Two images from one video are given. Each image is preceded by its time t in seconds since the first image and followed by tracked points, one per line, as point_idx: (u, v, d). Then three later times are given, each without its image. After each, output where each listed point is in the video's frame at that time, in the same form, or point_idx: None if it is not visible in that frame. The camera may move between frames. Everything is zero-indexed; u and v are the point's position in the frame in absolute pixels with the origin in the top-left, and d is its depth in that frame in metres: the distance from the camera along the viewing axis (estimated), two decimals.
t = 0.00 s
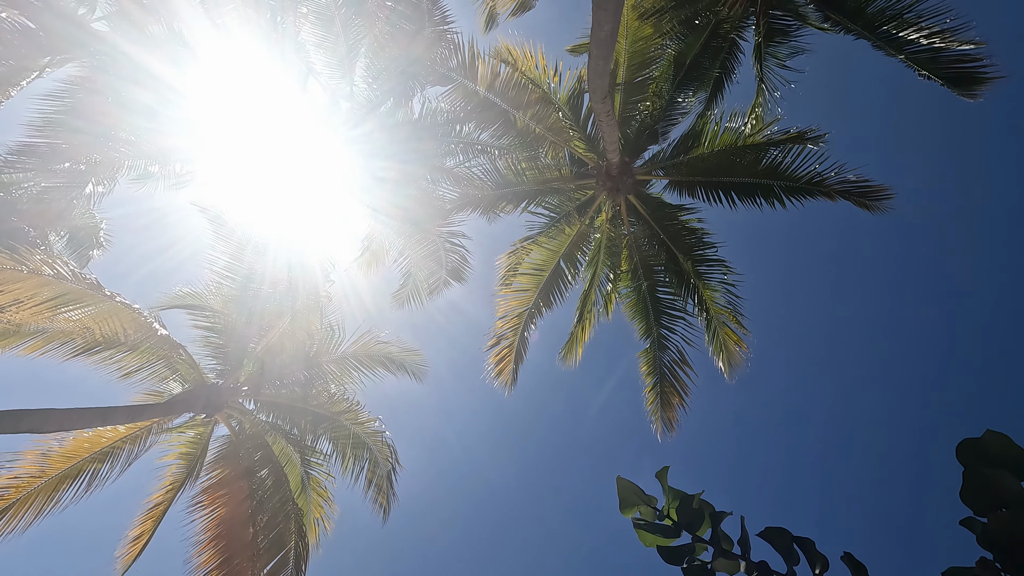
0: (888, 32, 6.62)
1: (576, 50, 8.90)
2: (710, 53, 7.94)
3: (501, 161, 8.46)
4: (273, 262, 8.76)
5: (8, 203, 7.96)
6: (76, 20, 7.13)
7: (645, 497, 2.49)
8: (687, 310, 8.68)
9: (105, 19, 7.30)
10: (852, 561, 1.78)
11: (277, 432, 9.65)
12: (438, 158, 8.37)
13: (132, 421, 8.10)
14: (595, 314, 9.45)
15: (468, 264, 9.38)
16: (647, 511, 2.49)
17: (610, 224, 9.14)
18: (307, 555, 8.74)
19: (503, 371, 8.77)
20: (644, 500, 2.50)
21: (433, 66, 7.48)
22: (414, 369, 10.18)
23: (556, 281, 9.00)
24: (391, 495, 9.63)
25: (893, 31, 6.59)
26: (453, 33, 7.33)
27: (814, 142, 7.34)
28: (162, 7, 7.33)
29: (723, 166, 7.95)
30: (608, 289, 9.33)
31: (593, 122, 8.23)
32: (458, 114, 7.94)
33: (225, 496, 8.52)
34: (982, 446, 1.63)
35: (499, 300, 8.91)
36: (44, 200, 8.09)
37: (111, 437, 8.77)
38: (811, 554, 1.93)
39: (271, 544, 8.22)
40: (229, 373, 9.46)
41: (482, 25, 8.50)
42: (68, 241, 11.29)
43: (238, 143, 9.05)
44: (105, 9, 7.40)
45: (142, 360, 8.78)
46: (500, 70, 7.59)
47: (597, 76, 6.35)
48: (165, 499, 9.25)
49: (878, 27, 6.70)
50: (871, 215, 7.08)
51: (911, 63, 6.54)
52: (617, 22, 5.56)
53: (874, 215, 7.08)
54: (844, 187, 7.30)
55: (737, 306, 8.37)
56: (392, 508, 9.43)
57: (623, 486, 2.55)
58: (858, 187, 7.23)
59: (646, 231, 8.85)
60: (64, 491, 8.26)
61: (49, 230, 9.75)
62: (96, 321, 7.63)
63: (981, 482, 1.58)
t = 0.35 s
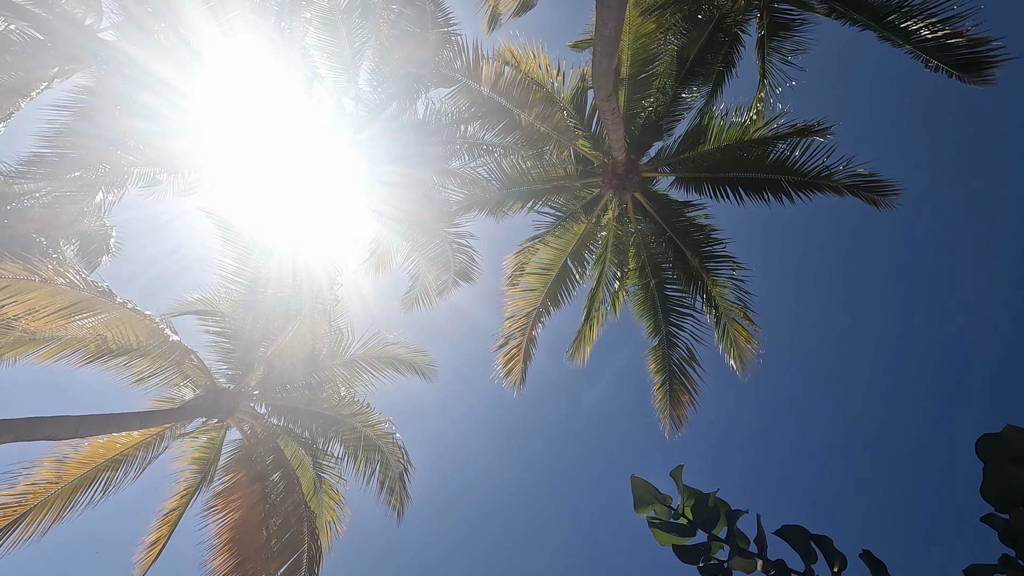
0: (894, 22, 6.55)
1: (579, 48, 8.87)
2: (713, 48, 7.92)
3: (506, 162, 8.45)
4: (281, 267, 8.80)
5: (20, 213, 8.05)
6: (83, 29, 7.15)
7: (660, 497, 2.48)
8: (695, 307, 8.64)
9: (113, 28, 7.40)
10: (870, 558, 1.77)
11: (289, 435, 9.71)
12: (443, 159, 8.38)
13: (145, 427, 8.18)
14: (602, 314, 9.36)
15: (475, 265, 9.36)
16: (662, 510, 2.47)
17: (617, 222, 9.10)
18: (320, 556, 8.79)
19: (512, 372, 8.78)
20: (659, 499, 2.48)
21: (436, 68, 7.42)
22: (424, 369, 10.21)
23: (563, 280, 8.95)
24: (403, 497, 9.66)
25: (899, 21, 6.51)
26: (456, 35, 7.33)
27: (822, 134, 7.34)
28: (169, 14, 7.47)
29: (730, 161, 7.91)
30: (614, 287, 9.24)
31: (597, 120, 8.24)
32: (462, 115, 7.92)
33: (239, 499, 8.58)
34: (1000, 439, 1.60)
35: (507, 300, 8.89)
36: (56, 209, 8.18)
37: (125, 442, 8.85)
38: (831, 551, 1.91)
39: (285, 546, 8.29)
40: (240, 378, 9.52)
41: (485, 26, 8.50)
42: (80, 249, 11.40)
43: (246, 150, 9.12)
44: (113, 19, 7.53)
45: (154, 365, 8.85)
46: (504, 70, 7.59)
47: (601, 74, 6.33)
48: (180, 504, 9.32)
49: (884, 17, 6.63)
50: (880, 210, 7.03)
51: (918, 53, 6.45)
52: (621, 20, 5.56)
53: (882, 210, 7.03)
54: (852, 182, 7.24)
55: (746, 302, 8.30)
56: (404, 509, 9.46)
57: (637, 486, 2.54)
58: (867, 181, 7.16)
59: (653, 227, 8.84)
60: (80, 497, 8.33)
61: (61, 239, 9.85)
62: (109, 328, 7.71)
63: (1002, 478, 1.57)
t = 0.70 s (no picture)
0: (895, 16, 6.50)
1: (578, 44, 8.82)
2: (713, 44, 7.86)
3: (506, 160, 8.45)
4: (282, 267, 8.80)
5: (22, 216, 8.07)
6: (84, 32, 7.16)
7: (662, 496, 2.47)
8: (697, 304, 8.62)
9: (114, 30, 7.43)
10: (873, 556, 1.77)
11: (292, 435, 9.72)
12: (445, 158, 8.37)
13: (149, 428, 8.19)
14: (604, 311, 9.34)
15: (477, 265, 9.35)
16: (665, 510, 2.47)
17: (618, 220, 9.11)
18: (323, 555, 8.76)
19: (513, 370, 8.77)
20: (662, 499, 2.47)
21: (437, 68, 7.42)
22: (426, 368, 10.21)
23: (565, 278, 8.94)
24: (407, 495, 9.67)
25: (900, 16, 6.48)
26: (455, 34, 7.31)
27: (822, 131, 7.30)
28: (169, 16, 7.44)
29: (731, 158, 7.89)
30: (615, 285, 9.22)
31: (598, 118, 8.22)
32: (463, 114, 7.91)
33: (243, 499, 8.64)
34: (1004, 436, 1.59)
35: (508, 299, 8.88)
36: (58, 211, 8.20)
37: (129, 443, 8.87)
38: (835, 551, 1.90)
39: (287, 548, 8.24)
40: (242, 379, 9.54)
41: (485, 24, 8.47)
42: (82, 251, 11.41)
43: (247, 149, 9.10)
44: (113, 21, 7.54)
45: (157, 367, 8.87)
46: (504, 69, 7.58)
47: (602, 72, 6.31)
48: (184, 506, 9.34)
49: (887, 9, 6.55)
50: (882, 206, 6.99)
51: (918, 45, 6.40)
52: (621, 17, 5.54)
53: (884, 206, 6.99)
54: (854, 179, 7.21)
55: (748, 300, 8.27)
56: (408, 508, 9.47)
57: (640, 486, 2.53)
58: (869, 178, 7.13)
59: (654, 226, 8.83)
60: (85, 498, 8.35)
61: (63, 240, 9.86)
62: (112, 329, 7.73)
63: (1004, 476, 1.56)
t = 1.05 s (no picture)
0: (892, 13, 6.50)
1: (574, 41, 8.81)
2: (708, 43, 7.86)
3: (502, 159, 8.45)
4: (278, 266, 8.77)
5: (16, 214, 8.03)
6: (77, 28, 7.10)
7: (656, 494, 2.47)
8: (692, 303, 8.65)
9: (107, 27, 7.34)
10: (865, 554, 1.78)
11: (288, 435, 9.70)
12: (441, 156, 8.36)
13: (144, 427, 8.17)
14: (599, 309, 9.35)
15: (473, 264, 9.35)
16: (658, 507, 2.47)
17: (614, 218, 9.10)
18: (320, 554, 8.72)
19: (510, 369, 8.76)
20: (655, 496, 2.48)
21: (433, 66, 7.43)
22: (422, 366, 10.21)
23: (561, 277, 8.97)
24: (402, 493, 9.69)
25: (894, 15, 6.49)
26: (452, 32, 7.30)
27: (815, 130, 7.29)
28: (164, 14, 7.39)
29: (726, 157, 7.90)
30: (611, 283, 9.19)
31: (593, 116, 8.21)
32: (460, 112, 7.90)
33: (238, 498, 8.63)
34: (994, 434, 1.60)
35: (504, 298, 8.87)
36: (52, 209, 8.16)
37: (125, 443, 8.84)
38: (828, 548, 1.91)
39: (283, 545, 8.22)
40: (238, 378, 9.53)
41: (481, 22, 8.46)
42: (75, 250, 11.36)
43: (243, 147, 9.07)
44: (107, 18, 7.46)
45: (153, 366, 8.84)
46: (499, 67, 7.57)
47: (597, 70, 6.30)
48: (180, 506, 9.32)
49: (881, 7, 6.56)
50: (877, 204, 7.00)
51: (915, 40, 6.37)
52: (616, 16, 5.53)
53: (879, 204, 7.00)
54: (849, 177, 7.23)
55: (742, 299, 8.32)
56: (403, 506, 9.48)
57: (634, 483, 2.53)
58: (863, 176, 7.15)
59: (650, 224, 8.83)
60: (81, 498, 8.33)
61: (57, 239, 9.82)
62: (107, 328, 7.70)
63: (995, 473, 1.55)
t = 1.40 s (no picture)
0: (885, 13, 6.51)
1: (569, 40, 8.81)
2: (702, 41, 7.84)
3: (496, 157, 8.44)
4: (270, 263, 8.73)
5: (6, 209, 7.96)
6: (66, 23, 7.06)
7: (645, 491, 2.47)
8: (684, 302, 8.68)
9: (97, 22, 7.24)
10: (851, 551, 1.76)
11: (280, 432, 9.67)
12: (434, 154, 8.34)
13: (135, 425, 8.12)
14: (591, 306, 9.37)
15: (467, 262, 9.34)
16: (647, 505, 2.47)
17: (608, 217, 9.08)
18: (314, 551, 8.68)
19: (503, 367, 8.75)
20: (645, 493, 2.47)
21: (426, 63, 7.40)
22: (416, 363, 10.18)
23: (554, 275, 8.94)
24: (394, 489, 9.70)
25: (886, 15, 6.51)
26: (446, 28, 7.24)
27: (808, 128, 7.32)
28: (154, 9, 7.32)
29: (720, 155, 7.90)
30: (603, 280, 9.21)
31: (587, 114, 8.24)
32: (453, 109, 7.89)
33: (229, 496, 8.56)
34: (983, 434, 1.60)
35: (497, 295, 8.88)
36: (42, 205, 8.10)
37: (115, 441, 8.77)
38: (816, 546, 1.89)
39: (276, 543, 8.19)
40: (230, 375, 9.49)
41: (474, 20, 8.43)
42: (67, 246, 11.28)
43: (236, 144, 9.01)
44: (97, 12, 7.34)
45: (144, 362, 8.79)
46: (493, 65, 7.56)
47: (591, 67, 6.29)
48: (171, 503, 9.29)
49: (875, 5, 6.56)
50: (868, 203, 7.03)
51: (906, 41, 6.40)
52: (610, 13, 5.52)
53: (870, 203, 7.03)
54: (840, 176, 7.25)
55: (734, 298, 8.34)
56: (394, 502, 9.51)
57: (623, 480, 2.53)
58: (855, 175, 7.18)
59: (643, 223, 8.84)
60: (71, 495, 8.28)
61: (48, 235, 9.74)
62: (98, 325, 7.65)
63: (981, 469, 1.53)
